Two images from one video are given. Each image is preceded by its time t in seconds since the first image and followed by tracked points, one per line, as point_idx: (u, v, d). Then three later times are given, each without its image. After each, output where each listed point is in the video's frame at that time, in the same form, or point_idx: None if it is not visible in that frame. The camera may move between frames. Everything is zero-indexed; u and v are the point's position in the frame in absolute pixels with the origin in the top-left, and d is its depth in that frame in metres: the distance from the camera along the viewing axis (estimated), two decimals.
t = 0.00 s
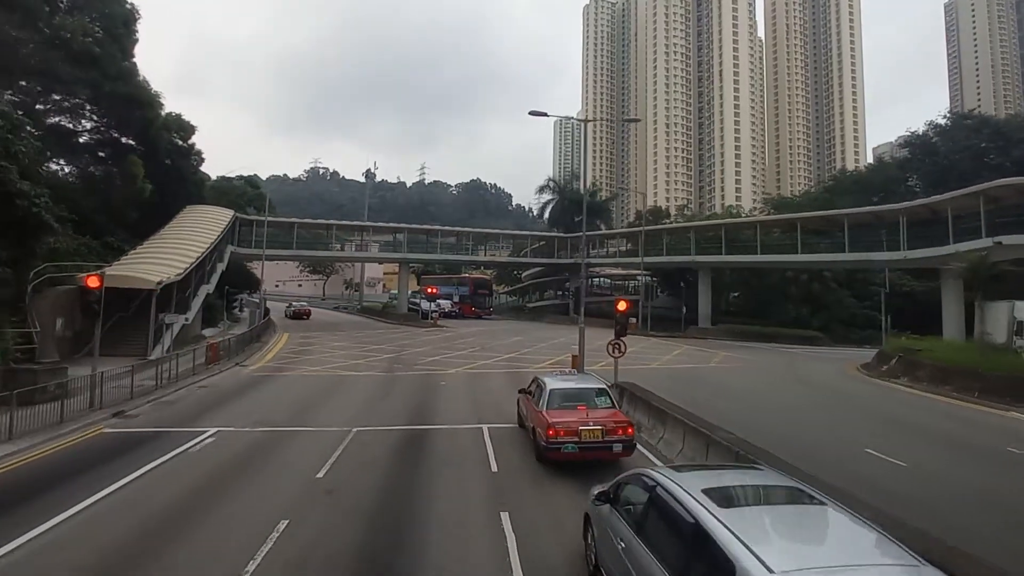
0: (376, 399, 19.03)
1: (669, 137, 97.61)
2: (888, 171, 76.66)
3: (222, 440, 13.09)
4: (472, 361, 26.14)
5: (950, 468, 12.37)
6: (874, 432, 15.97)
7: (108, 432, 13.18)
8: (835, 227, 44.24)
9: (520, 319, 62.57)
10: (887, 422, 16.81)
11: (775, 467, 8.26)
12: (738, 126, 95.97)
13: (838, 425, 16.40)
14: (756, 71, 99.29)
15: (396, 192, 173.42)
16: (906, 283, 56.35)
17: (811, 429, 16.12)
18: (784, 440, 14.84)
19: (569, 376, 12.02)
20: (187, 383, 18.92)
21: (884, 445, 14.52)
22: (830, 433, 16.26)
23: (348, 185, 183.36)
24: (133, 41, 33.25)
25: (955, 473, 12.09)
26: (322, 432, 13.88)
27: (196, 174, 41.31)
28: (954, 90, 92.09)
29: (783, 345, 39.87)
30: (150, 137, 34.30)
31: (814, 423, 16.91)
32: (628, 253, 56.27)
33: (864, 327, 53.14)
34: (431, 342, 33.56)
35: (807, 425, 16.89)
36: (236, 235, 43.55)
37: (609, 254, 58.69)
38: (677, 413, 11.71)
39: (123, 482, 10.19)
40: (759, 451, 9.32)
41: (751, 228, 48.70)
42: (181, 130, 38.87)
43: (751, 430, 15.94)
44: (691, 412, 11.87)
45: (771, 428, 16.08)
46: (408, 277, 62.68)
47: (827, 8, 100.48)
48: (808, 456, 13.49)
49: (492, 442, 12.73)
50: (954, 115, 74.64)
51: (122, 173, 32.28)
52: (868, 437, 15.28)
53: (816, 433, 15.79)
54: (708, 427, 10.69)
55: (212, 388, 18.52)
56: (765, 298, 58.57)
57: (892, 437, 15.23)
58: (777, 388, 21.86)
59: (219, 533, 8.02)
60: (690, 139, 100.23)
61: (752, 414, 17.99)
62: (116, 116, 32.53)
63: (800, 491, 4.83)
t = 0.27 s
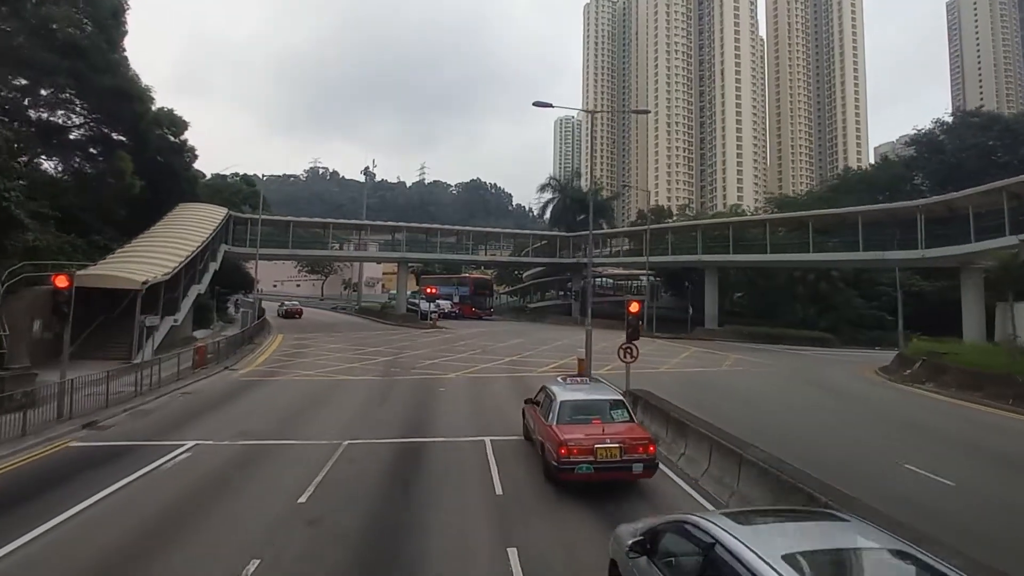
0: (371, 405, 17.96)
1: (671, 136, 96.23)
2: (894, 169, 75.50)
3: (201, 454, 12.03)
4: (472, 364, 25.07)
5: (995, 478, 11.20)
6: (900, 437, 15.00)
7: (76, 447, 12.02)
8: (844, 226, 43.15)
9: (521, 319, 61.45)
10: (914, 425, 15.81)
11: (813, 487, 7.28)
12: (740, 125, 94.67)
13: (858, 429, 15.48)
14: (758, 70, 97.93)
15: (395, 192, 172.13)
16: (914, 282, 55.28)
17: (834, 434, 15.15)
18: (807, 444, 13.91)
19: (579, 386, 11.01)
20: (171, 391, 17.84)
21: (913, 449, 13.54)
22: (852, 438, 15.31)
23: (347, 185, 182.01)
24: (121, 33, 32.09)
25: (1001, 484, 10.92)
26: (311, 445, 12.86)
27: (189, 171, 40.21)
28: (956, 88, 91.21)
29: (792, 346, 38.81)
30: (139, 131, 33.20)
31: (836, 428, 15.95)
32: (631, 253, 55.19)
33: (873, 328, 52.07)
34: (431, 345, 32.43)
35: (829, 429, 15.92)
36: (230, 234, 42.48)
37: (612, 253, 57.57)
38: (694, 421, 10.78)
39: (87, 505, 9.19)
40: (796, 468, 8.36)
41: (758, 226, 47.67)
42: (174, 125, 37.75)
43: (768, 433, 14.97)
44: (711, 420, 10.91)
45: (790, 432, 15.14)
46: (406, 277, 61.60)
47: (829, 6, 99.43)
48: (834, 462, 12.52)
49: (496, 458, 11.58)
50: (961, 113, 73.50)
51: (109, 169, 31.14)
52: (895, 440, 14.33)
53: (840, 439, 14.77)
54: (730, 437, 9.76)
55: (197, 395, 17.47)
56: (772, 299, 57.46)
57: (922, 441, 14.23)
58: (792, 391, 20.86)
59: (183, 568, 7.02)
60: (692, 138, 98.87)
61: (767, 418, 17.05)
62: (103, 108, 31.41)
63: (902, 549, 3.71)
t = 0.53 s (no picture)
0: (367, 415, 17.00)
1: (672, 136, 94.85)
2: (899, 168, 74.50)
3: (181, 467, 11.06)
4: (473, 368, 24.06)
5: None
6: (928, 453, 14.13)
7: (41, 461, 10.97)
8: (853, 225, 42.15)
9: (522, 321, 60.39)
10: (940, 441, 14.94)
11: (858, 508, 6.47)
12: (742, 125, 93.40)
13: (883, 445, 14.64)
14: (760, 71, 96.78)
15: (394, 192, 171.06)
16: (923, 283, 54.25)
17: (858, 450, 14.32)
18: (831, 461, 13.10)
19: (593, 396, 10.11)
20: (154, 398, 16.81)
21: (944, 468, 12.68)
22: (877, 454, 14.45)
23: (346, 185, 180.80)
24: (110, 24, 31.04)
25: None
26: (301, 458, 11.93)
27: (183, 168, 39.21)
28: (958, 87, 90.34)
29: (801, 349, 37.80)
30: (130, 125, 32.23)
31: (856, 443, 15.14)
32: (635, 252, 54.15)
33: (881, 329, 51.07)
34: (430, 347, 31.45)
35: (850, 445, 15.13)
36: (225, 233, 41.47)
37: (614, 253, 56.57)
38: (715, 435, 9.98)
39: (49, 527, 8.21)
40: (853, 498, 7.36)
41: (765, 225, 46.65)
42: (167, 121, 36.75)
43: (788, 450, 14.18)
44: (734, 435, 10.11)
45: (811, 449, 14.34)
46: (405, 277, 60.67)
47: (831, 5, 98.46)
48: (862, 479, 11.69)
49: (501, 475, 10.55)
50: (967, 111, 72.48)
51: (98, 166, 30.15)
52: (923, 457, 13.50)
53: (864, 456, 13.98)
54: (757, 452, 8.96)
55: (181, 403, 16.46)
56: (777, 299, 56.48)
57: (952, 458, 13.35)
58: (808, 403, 20.01)
59: None
60: (693, 138, 97.49)
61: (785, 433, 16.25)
62: (92, 102, 30.41)
63: None
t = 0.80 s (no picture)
0: (362, 422, 16.06)
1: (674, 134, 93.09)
2: (904, 167, 73.57)
3: (152, 484, 10.08)
4: (473, 372, 23.11)
5: None
6: (958, 466, 13.28)
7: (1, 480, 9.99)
8: (863, 224, 41.18)
9: (523, 321, 59.47)
10: (969, 452, 14.09)
11: (918, 543, 5.60)
12: (744, 126, 91.98)
13: (908, 455, 13.81)
14: (762, 70, 95.41)
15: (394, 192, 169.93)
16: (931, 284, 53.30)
17: (884, 461, 13.47)
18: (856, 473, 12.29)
19: (606, 406, 9.21)
20: (134, 405, 15.82)
21: (978, 482, 11.84)
22: (902, 466, 13.61)
23: (345, 185, 179.54)
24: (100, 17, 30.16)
25: None
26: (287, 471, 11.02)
27: (176, 166, 38.30)
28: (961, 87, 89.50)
29: (810, 351, 36.87)
30: (121, 121, 31.33)
31: (864, 446, 14.90)
32: (638, 252, 53.18)
33: (889, 331, 50.12)
34: (430, 349, 30.53)
35: (865, 452, 14.52)
36: (219, 232, 40.52)
37: (616, 252, 55.83)
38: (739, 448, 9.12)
39: None
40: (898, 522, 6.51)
41: (771, 225, 45.70)
42: (160, 117, 35.86)
43: (809, 460, 13.35)
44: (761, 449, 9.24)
45: (833, 458, 13.51)
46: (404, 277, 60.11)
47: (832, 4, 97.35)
48: (892, 494, 10.85)
49: (506, 494, 9.63)
50: (974, 110, 71.51)
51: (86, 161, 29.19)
52: (953, 470, 12.66)
53: (871, 459, 13.69)
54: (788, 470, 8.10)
55: (163, 410, 15.49)
56: (781, 299, 55.59)
57: (985, 472, 12.50)
58: (825, 406, 19.13)
59: None
60: (695, 138, 95.78)
61: (803, 442, 15.41)
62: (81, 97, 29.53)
63: None
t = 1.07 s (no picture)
0: (356, 429, 15.12)
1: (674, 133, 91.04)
2: (909, 166, 72.69)
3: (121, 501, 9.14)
4: (473, 375, 22.15)
5: None
6: (980, 470, 12.52)
7: None
8: (872, 223, 40.20)
9: (524, 322, 58.50)
10: (1000, 457, 13.20)
11: None
12: (745, 124, 90.42)
13: (934, 459, 12.92)
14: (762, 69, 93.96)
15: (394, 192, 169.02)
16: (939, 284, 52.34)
17: (910, 465, 12.59)
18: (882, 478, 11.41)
19: (621, 417, 8.34)
20: (114, 412, 14.86)
21: (1015, 491, 10.98)
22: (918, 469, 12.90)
23: (344, 185, 178.55)
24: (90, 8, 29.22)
25: None
26: (273, 483, 10.12)
27: (169, 162, 37.41)
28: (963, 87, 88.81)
29: (819, 353, 35.90)
30: (111, 115, 30.45)
31: (869, 445, 14.42)
32: (641, 252, 52.19)
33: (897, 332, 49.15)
34: (428, 351, 29.60)
35: (870, 451, 14.05)
36: (213, 230, 39.54)
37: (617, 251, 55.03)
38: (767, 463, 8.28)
39: None
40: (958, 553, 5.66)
41: (778, 224, 44.71)
42: (152, 112, 35.00)
43: (830, 465, 12.45)
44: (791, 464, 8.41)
45: (855, 463, 12.62)
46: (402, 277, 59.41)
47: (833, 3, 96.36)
48: (910, 499, 10.14)
49: (512, 514, 8.71)
50: (979, 108, 70.61)
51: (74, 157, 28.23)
52: (986, 475, 11.78)
53: (876, 459, 13.22)
54: (826, 489, 7.26)
55: (144, 417, 14.50)
56: (786, 300, 54.62)
57: (1007, 476, 11.74)
58: (841, 410, 18.25)
59: None
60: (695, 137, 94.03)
61: (821, 446, 14.50)
62: (70, 90, 28.62)
63: None
